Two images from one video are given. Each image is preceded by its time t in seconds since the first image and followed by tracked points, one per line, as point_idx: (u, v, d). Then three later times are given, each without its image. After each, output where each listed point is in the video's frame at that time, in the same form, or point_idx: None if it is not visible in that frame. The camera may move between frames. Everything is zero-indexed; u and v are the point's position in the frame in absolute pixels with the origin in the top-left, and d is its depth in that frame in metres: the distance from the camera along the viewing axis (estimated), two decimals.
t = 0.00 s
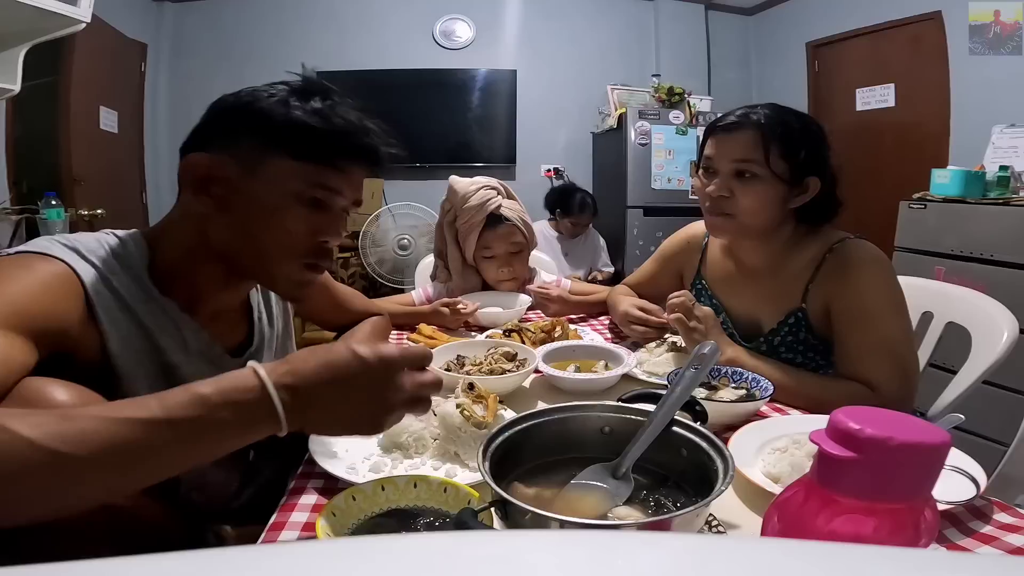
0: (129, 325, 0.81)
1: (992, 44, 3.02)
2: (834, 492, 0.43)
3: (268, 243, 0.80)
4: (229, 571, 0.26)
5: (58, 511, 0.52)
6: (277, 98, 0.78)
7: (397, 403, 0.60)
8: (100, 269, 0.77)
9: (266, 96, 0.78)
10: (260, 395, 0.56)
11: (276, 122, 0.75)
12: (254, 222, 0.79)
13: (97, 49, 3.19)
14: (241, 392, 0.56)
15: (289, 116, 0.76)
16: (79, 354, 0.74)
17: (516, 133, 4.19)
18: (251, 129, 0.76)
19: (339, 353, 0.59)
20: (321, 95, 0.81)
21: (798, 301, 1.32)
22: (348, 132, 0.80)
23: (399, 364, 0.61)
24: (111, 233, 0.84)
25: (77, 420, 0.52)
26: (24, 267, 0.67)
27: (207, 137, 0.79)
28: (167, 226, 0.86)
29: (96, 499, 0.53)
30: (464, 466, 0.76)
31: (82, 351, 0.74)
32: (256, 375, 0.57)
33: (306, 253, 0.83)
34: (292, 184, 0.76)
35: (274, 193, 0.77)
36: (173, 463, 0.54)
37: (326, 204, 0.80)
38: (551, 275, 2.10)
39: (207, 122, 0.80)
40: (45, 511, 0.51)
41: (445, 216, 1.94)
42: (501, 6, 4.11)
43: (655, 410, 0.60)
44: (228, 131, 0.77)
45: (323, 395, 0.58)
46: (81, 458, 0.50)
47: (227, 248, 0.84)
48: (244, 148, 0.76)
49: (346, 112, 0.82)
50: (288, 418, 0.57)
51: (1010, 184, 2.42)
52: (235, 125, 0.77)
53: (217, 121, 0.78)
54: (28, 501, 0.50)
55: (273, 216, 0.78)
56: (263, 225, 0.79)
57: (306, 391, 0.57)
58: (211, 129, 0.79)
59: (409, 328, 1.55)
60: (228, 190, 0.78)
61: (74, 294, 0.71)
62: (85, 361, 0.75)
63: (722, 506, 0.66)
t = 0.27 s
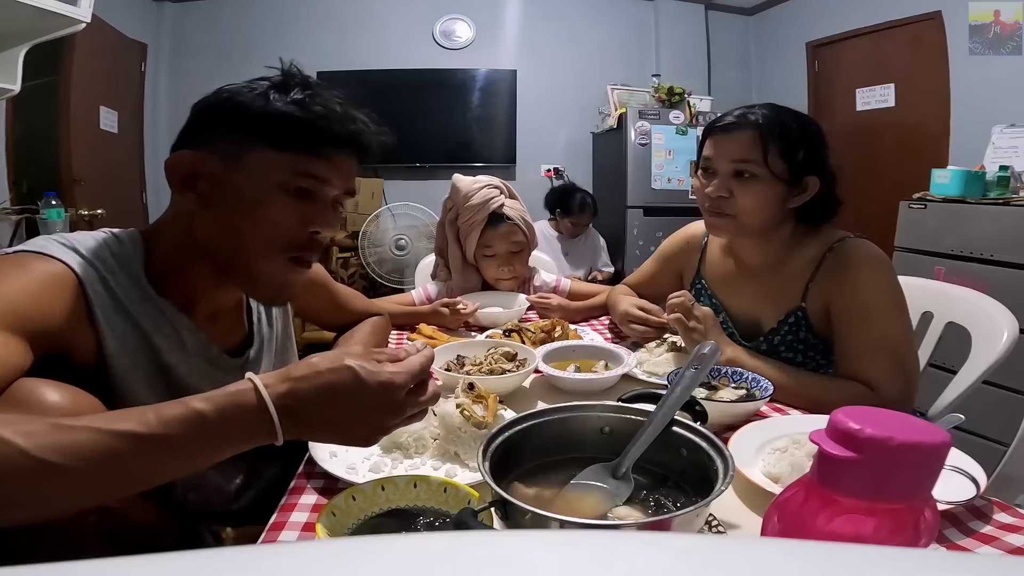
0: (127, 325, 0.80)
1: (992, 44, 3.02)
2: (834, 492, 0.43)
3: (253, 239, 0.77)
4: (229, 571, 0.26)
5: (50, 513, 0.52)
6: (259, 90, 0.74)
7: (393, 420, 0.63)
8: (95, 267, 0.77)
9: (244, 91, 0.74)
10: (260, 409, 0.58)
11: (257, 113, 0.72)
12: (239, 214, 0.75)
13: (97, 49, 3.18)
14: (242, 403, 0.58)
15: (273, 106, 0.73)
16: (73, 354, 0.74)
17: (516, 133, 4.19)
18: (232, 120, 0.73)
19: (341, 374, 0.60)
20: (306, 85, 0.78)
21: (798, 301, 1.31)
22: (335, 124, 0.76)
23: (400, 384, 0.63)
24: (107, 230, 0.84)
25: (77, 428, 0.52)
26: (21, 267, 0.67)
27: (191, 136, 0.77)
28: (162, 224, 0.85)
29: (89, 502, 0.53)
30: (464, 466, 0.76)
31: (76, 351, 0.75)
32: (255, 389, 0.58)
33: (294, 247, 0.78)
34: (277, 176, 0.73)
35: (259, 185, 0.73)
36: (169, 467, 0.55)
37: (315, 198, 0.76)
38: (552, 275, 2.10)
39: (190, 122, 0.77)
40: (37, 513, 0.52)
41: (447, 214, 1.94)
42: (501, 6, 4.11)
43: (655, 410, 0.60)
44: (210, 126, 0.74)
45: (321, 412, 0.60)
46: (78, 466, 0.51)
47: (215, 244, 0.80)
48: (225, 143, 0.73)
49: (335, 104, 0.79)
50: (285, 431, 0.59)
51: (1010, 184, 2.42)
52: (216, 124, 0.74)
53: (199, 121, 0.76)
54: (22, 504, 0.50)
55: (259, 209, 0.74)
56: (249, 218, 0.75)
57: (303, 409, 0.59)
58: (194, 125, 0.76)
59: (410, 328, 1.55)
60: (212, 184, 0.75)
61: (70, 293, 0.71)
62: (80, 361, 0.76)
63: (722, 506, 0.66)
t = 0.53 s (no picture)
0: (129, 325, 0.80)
1: (992, 44, 3.02)
2: (833, 492, 0.43)
3: (246, 234, 0.76)
4: (229, 571, 0.26)
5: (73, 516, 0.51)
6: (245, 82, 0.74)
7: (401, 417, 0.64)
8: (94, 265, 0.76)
9: (231, 87, 0.73)
10: (272, 411, 0.57)
11: (244, 107, 0.71)
12: (236, 209, 0.74)
13: (97, 49, 3.18)
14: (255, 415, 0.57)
15: (260, 100, 0.72)
16: (76, 353, 0.74)
17: (516, 133, 4.19)
18: (220, 117, 0.72)
19: (354, 373, 0.61)
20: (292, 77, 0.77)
21: (798, 301, 1.31)
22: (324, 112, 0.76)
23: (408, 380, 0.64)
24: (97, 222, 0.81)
25: (105, 428, 0.52)
26: (20, 268, 0.67)
27: (180, 133, 0.75)
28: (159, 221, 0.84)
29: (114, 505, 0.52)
30: (464, 466, 0.76)
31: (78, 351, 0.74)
32: (271, 391, 0.58)
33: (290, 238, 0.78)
34: (268, 168, 0.73)
35: (249, 180, 0.73)
36: (178, 472, 0.54)
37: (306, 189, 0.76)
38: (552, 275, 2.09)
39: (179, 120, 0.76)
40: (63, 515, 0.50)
41: (448, 213, 1.95)
42: (501, 5, 4.11)
43: (655, 411, 0.59)
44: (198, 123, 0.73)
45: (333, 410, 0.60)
46: (112, 465, 0.51)
47: (214, 242, 0.79)
48: (215, 139, 0.72)
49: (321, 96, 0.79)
50: (298, 431, 0.59)
51: (1010, 184, 2.42)
52: (205, 120, 0.73)
53: (188, 117, 0.74)
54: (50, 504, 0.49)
55: (250, 201, 0.74)
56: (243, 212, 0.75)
57: (317, 409, 0.59)
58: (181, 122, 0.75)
59: (409, 328, 1.55)
60: (206, 181, 0.74)
61: (70, 292, 0.71)
62: (82, 361, 0.75)
63: (722, 506, 0.66)
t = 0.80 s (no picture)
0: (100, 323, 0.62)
1: (992, 44, 3.02)
2: (834, 492, 0.43)
3: (184, 229, 0.52)
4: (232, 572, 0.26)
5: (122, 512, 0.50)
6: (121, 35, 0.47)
7: (412, 384, 0.66)
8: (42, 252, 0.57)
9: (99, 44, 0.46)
10: (293, 387, 0.59)
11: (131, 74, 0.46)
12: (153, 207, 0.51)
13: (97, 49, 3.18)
14: (275, 395, 0.58)
15: (139, 65, 0.47)
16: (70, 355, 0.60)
17: (516, 133, 4.20)
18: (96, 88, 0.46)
19: (363, 345, 0.65)
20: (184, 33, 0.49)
21: (798, 300, 1.32)
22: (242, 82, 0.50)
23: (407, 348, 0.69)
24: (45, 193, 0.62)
25: (137, 417, 0.51)
26: None
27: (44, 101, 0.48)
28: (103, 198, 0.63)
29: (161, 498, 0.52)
30: (464, 466, 0.76)
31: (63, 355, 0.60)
32: (289, 371, 0.60)
33: (235, 226, 0.54)
34: (180, 154, 0.49)
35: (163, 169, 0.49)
36: (202, 469, 0.53)
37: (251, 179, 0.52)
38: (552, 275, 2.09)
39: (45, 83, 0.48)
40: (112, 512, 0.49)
41: (450, 208, 1.95)
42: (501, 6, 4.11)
43: (654, 411, 0.60)
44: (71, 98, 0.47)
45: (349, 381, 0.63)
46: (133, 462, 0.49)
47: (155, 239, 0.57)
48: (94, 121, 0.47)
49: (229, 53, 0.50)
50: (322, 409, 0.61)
51: (1011, 184, 2.42)
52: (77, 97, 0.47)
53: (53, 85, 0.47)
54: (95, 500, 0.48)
55: (169, 191, 0.49)
56: (169, 206, 0.50)
57: (335, 382, 0.62)
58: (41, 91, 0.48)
59: (409, 328, 1.55)
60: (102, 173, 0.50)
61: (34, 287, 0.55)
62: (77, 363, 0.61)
63: (721, 506, 0.66)
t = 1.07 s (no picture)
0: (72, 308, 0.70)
1: (992, 44, 3.02)
2: (833, 492, 0.43)
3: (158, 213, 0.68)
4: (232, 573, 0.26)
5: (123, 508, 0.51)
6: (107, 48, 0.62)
7: (393, 375, 0.73)
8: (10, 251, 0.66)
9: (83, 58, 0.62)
10: (282, 383, 0.62)
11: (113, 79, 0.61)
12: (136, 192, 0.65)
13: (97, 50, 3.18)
14: (265, 391, 0.60)
15: (123, 68, 0.62)
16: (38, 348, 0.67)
17: (516, 133, 4.19)
18: (86, 92, 0.61)
19: (349, 341, 0.69)
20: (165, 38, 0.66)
21: (799, 300, 1.32)
22: (215, 81, 0.67)
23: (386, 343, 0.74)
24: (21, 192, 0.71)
25: (131, 415, 0.52)
26: None
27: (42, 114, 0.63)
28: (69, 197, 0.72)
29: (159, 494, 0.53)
30: (464, 466, 0.76)
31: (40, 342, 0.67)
32: (277, 369, 0.63)
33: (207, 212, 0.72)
34: (156, 145, 0.64)
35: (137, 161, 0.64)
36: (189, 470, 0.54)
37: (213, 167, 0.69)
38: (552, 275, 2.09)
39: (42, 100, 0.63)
40: (114, 510, 0.51)
41: (450, 208, 1.95)
42: (501, 6, 4.11)
43: (654, 410, 0.60)
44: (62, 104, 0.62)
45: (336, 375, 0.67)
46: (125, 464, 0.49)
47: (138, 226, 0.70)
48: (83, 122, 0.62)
49: (208, 63, 0.69)
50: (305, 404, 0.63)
51: (1010, 184, 2.42)
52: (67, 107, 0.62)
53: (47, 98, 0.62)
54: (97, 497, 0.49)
55: (148, 180, 0.65)
56: (146, 196, 0.66)
57: (323, 376, 0.65)
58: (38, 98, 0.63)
59: (409, 328, 1.55)
60: (89, 167, 0.64)
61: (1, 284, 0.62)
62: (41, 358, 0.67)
63: (722, 505, 0.66)
